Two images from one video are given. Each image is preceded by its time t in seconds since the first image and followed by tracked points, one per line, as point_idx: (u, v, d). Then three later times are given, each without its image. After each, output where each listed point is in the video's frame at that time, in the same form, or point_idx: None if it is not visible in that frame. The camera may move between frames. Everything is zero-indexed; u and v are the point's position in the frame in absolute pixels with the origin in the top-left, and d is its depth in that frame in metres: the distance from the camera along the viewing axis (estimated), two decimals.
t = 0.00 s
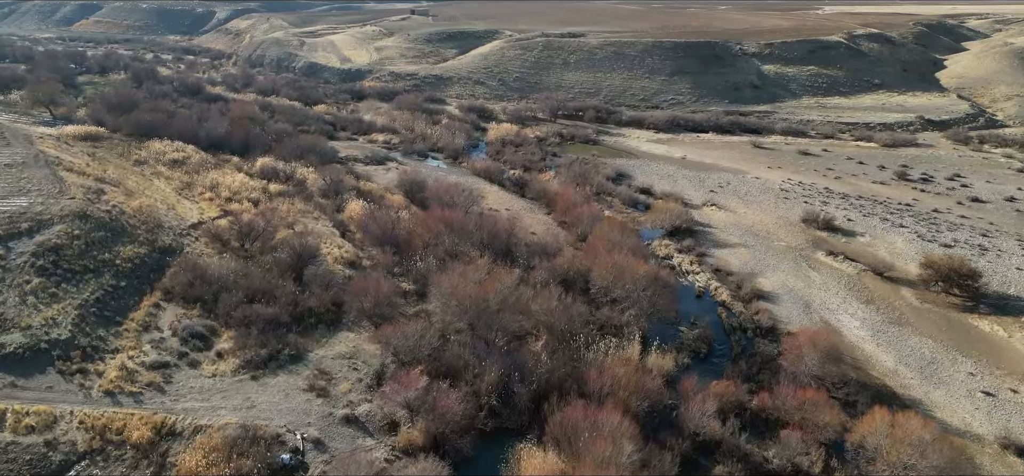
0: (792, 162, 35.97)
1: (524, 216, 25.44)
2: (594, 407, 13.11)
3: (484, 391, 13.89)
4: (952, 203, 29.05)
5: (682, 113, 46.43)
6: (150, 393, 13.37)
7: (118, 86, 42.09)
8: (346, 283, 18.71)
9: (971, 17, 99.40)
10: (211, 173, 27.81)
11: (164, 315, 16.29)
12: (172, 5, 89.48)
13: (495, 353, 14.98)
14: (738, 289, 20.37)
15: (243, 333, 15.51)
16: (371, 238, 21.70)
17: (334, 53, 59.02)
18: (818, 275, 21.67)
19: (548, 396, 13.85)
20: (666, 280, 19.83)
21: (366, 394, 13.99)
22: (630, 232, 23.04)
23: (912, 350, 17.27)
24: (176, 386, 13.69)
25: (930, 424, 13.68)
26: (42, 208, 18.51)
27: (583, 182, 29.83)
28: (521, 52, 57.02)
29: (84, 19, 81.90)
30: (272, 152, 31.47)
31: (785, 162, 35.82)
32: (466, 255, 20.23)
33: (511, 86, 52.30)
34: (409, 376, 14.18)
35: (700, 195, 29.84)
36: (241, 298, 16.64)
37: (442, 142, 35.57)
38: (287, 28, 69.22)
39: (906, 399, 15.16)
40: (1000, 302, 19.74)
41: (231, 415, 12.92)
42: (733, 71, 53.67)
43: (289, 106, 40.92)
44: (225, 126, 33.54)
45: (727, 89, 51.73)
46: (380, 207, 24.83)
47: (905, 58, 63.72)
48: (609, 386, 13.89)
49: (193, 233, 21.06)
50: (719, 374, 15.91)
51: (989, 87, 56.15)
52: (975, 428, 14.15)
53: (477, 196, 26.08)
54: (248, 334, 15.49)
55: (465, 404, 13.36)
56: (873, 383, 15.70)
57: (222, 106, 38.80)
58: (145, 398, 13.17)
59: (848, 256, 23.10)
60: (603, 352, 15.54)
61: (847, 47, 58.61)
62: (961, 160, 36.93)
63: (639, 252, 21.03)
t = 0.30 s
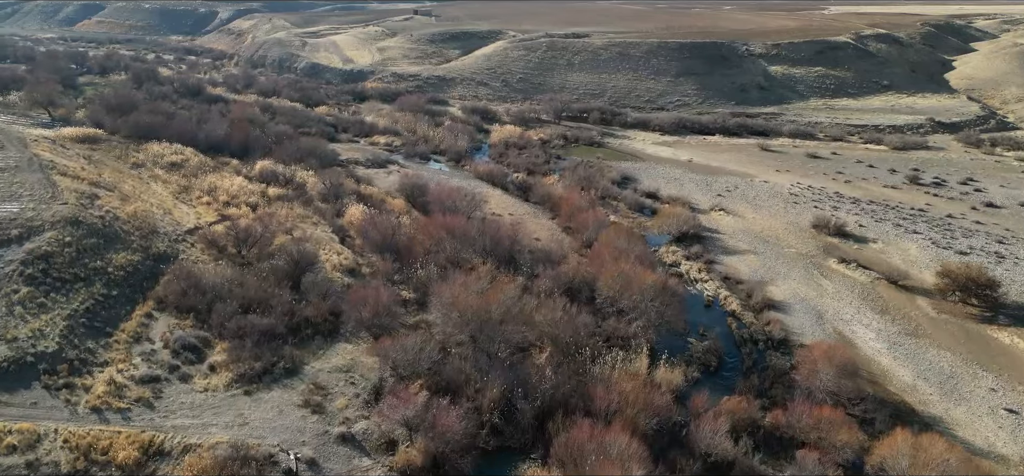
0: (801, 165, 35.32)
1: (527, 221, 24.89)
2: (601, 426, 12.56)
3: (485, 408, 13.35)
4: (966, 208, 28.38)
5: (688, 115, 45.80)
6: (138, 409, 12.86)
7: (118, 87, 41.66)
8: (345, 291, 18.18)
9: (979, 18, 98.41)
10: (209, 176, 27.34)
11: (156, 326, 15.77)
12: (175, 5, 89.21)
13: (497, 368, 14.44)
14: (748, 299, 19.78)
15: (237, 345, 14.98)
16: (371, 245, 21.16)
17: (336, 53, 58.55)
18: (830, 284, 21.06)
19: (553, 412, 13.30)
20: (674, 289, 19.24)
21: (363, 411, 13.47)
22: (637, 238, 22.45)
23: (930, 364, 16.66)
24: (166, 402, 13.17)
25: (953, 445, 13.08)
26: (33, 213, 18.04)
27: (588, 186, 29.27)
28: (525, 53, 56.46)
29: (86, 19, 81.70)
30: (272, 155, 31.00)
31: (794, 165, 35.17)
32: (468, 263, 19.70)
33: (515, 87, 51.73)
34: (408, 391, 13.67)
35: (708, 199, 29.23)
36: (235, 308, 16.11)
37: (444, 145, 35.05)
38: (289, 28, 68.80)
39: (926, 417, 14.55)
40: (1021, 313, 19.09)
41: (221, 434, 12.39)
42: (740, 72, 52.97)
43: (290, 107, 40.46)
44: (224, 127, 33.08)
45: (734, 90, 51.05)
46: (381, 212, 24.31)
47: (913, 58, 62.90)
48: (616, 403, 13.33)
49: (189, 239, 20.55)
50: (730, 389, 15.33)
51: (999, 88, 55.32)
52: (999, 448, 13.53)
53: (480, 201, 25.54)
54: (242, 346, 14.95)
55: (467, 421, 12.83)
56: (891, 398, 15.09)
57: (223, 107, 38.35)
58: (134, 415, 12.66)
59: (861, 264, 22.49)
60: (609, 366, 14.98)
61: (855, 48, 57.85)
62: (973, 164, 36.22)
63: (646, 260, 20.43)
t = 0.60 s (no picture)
0: (810, 168, 34.66)
1: (531, 227, 24.32)
2: (609, 448, 11.97)
3: (487, 426, 12.77)
4: (981, 214, 27.68)
5: (694, 117, 45.16)
6: (126, 426, 12.35)
7: (118, 88, 41.27)
8: (344, 300, 17.65)
9: (987, 18, 97.24)
10: (208, 179, 26.87)
11: (148, 337, 15.26)
12: (177, 5, 88.96)
13: (500, 383, 13.87)
14: (759, 309, 19.19)
15: (231, 358, 14.46)
16: (371, 251, 20.64)
17: (339, 53, 58.08)
18: (844, 293, 20.43)
19: (558, 431, 12.75)
20: (682, 299, 18.64)
21: (360, 428, 12.93)
22: (644, 245, 21.87)
23: (951, 379, 16.04)
24: (155, 419, 12.66)
25: (979, 469, 12.45)
26: (24, 220, 17.56)
27: (593, 190, 28.70)
28: (529, 53, 55.88)
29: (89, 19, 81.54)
30: (272, 158, 30.53)
31: (803, 169, 34.51)
32: (470, 271, 19.17)
33: (519, 88, 51.18)
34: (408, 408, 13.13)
35: (716, 203, 28.60)
36: (229, 319, 15.58)
37: (447, 148, 34.53)
38: (292, 29, 68.44)
39: (947, 436, 13.94)
40: None
41: (211, 454, 11.86)
42: (747, 73, 52.24)
43: (291, 109, 40.00)
44: (224, 129, 32.62)
45: (740, 91, 50.36)
46: (382, 217, 23.80)
47: (922, 59, 62.07)
48: (624, 421, 12.74)
49: (185, 245, 20.07)
50: (742, 405, 14.74)
51: (1010, 89, 54.46)
52: None
53: (483, 206, 25.00)
54: (235, 359, 14.42)
55: (468, 440, 12.28)
56: (911, 416, 14.47)
57: (223, 109, 37.91)
58: (121, 433, 12.15)
59: (875, 272, 21.86)
60: (616, 381, 14.39)
61: (864, 49, 57.08)
62: (986, 167, 35.49)
63: (654, 268, 19.84)
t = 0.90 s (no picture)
0: (820, 172, 33.98)
1: (535, 233, 23.76)
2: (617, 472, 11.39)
3: (490, 446, 12.20)
4: (997, 219, 26.99)
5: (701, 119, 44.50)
6: (113, 446, 11.84)
7: (119, 89, 40.90)
8: (342, 309, 17.11)
9: (996, 18, 96.06)
10: (206, 183, 26.40)
11: (140, 349, 14.75)
12: (181, 5, 88.73)
13: (503, 400, 13.30)
14: (771, 319, 18.57)
15: (224, 371, 13.94)
16: (371, 258, 20.11)
17: (341, 54, 57.65)
18: (857, 303, 19.82)
19: (564, 452, 12.20)
20: (692, 310, 18.07)
21: (357, 448, 12.38)
22: (651, 253, 21.29)
23: (973, 396, 15.40)
24: (144, 437, 12.15)
25: None
26: (14, 226, 17.07)
27: (598, 195, 28.11)
28: (534, 54, 55.31)
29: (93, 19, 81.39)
30: (272, 161, 30.05)
31: (812, 172, 33.84)
32: (473, 280, 18.62)
33: (523, 89, 50.62)
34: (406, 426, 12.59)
35: (724, 208, 27.99)
36: (223, 330, 15.06)
37: (449, 150, 33.99)
38: (295, 29, 68.05)
39: (971, 456, 13.31)
40: None
41: None
42: (754, 74, 51.53)
43: (293, 110, 39.56)
44: (224, 131, 32.16)
45: (748, 93, 49.67)
46: (383, 222, 23.29)
47: (932, 60, 61.19)
48: (633, 442, 12.15)
49: (180, 251, 19.58)
50: (755, 423, 14.14)
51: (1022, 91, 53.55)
52: None
53: (486, 211, 24.44)
54: (229, 373, 13.89)
55: (470, 461, 11.74)
56: (933, 436, 13.85)
57: (224, 110, 37.49)
58: (108, 453, 11.65)
59: (890, 281, 21.21)
60: (625, 397, 13.81)
61: (873, 50, 56.29)
62: (1000, 171, 34.73)
63: (662, 278, 19.25)
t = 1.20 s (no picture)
0: (830, 176, 33.29)
1: (540, 239, 23.19)
2: None
3: (492, 468, 11.64)
4: (1014, 226, 26.28)
5: (708, 121, 43.85)
6: (98, 467, 11.33)
7: (119, 90, 40.50)
8: (340, 319, 16.56)
9: (1005, 19, 94.95)
10: (205, 186, 25.92)
11: (131, 361, 14.24)
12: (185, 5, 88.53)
13: (507, 420, 12.72)
14: (784, 331, 17.95)
15: (217, 386, 13.42)
16: (371, 265, 19.54)
17: (345, 55, 57.21)
18: (873, 314, 19.18)
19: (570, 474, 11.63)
20: (703, 322, 17.48)
21: (354, 469, 11.83)
22: (660, 262, 20.69)
23: (998, 414, 14.74)
24: (131, 457, 11.65)
25: None
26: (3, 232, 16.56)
27: (604, 199, 27.52)
28: (538, 55, 54.73)
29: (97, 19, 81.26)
30: (272, 164, 29.57)
31: (822, 176, 33.15)
32: (475, 291, 18.08)
33: (527, 90, 50.05)
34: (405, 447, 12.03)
35: (733, 213, 27.36)
36: (217, 343, 14.53)
37: (453, 153, 33.46)
38: (298, 30, 67.66)
39: None
40: None
41: None
42: (762, 75, 50.82)
43: (295, 112, 39.11)
44: (225, 134, 31.70)
45: (756, 94, 48.96)
46: (384, 228, 22.75)
47: (942, 62, 60.33)
48: (643, 464, 11.55)
49: (176, 258, 19.06)
50: (771, 442, 13.53)
51: None
52: None
53: (489, 216, 23.88)
54: (222, 388, 13.36)
55: None
56: (958, 457, 13.22)
57: (225, 112, 37.02)
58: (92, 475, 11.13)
59: (906, 290, 20.54)
60: (633, 416, 13.21)
61: (882, 51, 55.49)
62: (1015, 176, 33.97)
63: (671, 288, 18.63)
